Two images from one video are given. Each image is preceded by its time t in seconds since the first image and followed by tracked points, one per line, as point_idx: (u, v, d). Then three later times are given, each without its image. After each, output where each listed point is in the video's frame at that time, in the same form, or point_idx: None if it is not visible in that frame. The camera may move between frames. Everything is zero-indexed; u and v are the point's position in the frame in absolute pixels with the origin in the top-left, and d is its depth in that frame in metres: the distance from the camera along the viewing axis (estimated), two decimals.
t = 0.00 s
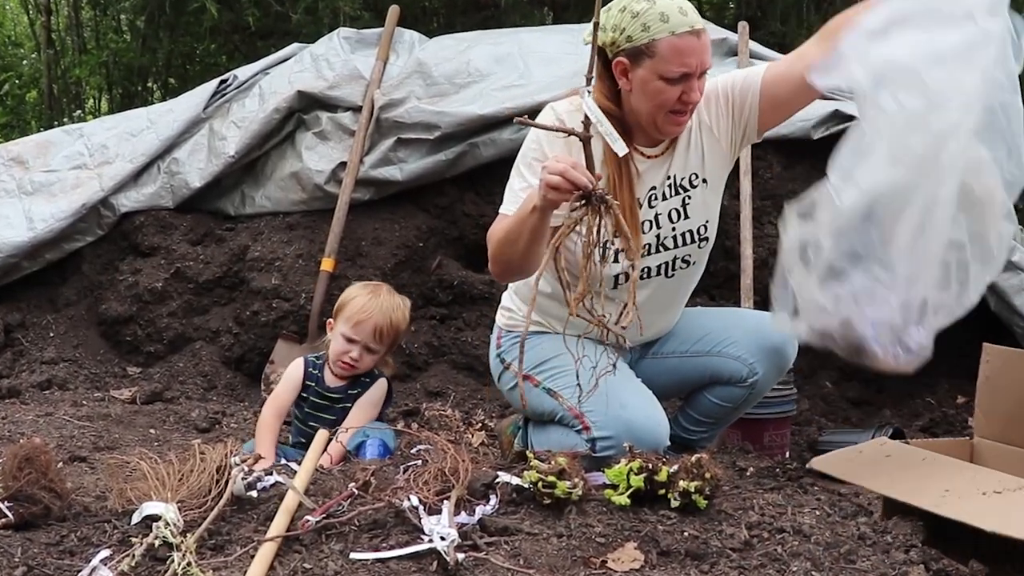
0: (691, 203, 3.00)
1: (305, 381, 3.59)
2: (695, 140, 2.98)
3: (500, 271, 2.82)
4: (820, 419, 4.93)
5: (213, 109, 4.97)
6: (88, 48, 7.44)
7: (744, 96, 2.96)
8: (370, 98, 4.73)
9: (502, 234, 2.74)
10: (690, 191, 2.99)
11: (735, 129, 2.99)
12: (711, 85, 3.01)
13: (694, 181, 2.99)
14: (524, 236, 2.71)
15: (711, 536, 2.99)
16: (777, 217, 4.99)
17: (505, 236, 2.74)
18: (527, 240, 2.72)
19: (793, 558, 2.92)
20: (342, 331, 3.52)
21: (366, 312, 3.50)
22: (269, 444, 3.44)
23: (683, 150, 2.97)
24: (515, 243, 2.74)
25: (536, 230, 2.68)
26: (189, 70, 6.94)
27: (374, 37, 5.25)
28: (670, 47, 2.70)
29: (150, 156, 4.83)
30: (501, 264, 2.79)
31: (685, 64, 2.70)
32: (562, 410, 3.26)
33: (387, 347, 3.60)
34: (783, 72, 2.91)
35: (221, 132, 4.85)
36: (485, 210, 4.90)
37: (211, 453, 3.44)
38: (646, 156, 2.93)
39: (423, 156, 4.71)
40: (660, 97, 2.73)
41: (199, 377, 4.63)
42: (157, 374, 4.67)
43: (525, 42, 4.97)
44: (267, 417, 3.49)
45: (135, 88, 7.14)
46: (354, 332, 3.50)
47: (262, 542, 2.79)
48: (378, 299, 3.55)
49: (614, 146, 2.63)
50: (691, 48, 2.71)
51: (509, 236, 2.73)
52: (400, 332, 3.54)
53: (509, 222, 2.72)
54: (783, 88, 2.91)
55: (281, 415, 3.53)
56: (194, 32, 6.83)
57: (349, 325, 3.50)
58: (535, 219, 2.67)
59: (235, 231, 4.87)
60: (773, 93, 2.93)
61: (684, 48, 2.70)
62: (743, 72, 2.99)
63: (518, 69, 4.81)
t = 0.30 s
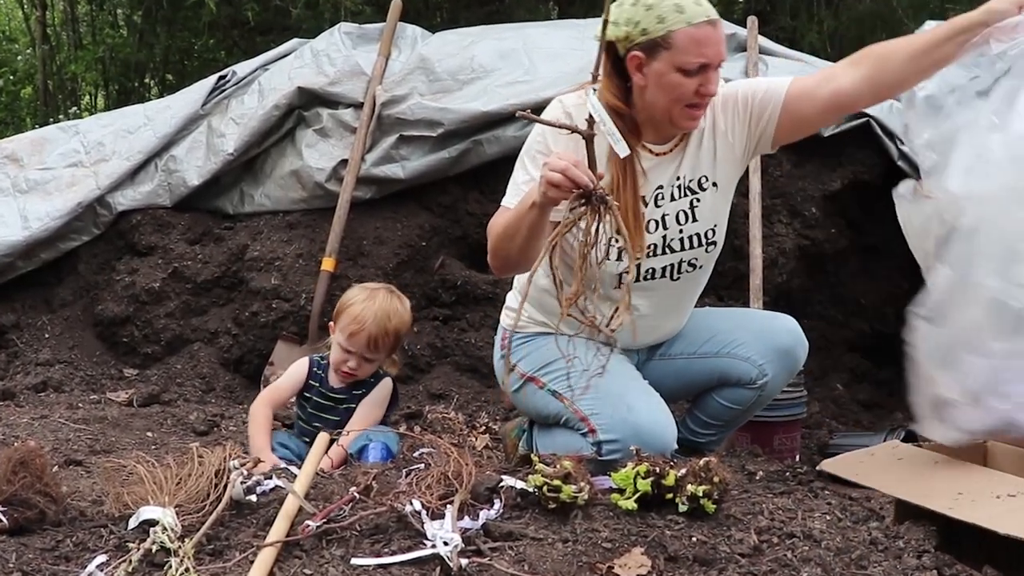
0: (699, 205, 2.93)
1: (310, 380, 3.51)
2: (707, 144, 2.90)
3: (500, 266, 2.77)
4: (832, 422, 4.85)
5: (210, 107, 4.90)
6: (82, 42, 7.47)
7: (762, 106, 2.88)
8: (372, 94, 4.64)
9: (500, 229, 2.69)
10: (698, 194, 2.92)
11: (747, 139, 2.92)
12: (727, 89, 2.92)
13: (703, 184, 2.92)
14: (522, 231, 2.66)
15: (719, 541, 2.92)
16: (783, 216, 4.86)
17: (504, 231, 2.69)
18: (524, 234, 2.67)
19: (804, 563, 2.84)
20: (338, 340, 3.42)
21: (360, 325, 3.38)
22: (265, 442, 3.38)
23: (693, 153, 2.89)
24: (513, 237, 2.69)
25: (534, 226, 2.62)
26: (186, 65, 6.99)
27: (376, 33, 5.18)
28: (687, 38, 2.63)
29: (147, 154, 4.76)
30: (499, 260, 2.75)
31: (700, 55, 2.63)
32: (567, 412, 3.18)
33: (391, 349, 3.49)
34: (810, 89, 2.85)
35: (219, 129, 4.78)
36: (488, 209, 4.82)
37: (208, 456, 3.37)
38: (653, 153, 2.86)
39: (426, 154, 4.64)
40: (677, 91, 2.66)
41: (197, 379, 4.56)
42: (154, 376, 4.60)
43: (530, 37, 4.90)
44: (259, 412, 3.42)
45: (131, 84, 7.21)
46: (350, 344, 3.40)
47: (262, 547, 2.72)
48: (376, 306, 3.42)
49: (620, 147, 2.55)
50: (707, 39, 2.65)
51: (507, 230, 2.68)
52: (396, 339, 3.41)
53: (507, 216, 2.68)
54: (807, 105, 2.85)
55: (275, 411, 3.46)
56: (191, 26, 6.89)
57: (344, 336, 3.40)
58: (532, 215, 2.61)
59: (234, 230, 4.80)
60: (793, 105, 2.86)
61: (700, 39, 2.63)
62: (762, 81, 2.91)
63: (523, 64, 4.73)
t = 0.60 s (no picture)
0: (730, 215, 2.80)
1: (314, 386, 3.45)
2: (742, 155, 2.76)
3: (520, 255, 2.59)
4: (843, 425, 4.77)
5: (209, 103, 4.85)
6: (83, 40, 7.83)
7: (803, 133, 2.76)
8: (375, 90, 4.57)
9: (525, 217, 2.50)
10: (731, 205, 2.79)
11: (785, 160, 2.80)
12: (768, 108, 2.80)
13: (736, 196, 2.78)
14: (549, 223, 2.47)
15: (728, 547, 2.85)
16: (794, 215, 4.76)
17: (528, 221, 2.51)
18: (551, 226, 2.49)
19: (814, 569, 2.77)
20: (338, 346, 3.35)
21: (357, 333, 3.30)
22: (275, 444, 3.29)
23: (732, 163, 2.75)
24: (537, 227, 2.51)
25: (561, 220, 2.45)
26: (185, 61, 7.33)
27: (377, 28, 5.12)
28: (765, 44, 2.47)
29: (144, 152, 4.70)
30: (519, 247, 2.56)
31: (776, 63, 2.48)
32: (573, 415, 3.11)
33: (393, 355, 3.40)
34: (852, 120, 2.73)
35: (218, 126, 4.72)
36: (492, 208, 4.75)
37: (207, 460, 3.30)
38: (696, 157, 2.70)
39: (428, 152, 4.57)
40: (746, 99, 2.50)
41: (196, 381, 4.49)
42: (151, 378, 4.53)
43: (534, 31, 4.82)
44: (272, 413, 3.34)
45: (129, 80, 7.65)
46: (348, 352, 3.33)
47: (261, 553, 2.66)
48: (376, 312, 3.33)
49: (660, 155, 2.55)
50: (782, 46, 2.50)
51: (532, 219, 2.50)
52: (395, 349, 3.32)
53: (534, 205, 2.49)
54: (847, 139, 2.74)
55: (286, 415, 3.39)
56: (189, 22, 7.27)
57: (343, 343, 3.33)
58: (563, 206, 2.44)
59: (233, 229, 4.74)
60: (835, 134, 2.75)
61: (777, 46, 2.48)
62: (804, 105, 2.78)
63: (527, 60, 4.66)
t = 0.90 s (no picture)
0: (771, 226, 2.79)
1: (317, 393, 3.37)
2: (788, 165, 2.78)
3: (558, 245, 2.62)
4: (853, 428, 4.70)
5: (208, 99, 4.79)
6: (80, 35, 7.77)
7: (846, 153, 2.80)
8: (376, 87, 4.52)
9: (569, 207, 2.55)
10: (772, 216, 2.79)
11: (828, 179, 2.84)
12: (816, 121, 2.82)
13: (777, 206, 2.79)
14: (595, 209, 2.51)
15: (736, 552, 2.78)
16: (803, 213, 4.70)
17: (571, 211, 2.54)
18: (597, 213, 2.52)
19: None
20: (342, 351, 3.28)
21: (361, 338, 3.22)
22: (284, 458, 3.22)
23: (779, 173, 2.77)
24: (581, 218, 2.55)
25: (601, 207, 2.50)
26: (183, 57, 7.29)
27: (379, 23, 5.04)
28: (802, 42, 2.53)
29: (141, 149, 4.64)
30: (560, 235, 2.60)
31: (811, 61, 2.53)
32: (585, 410, 3.03)
33: (398, 363, 3.33)
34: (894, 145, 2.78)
35: (217, 122, 4.65)
36: (496, 206, 4.68)
37: (206, 463, 3.24)
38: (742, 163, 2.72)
39: (431, 149, 4.50)
40: (779, 96, 2.54)
41: (194, 383, 4.43)
42: (149, 380, 4.46)
43: (539, 27, 4.76)
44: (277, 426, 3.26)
45: (126, 76, 7.55)
46: (351, 357, 3.25)
47: (260, 558, 2.61)
48: (382, 317, 3.25)
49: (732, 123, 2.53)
50: (823, 50, 2.56)
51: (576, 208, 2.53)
52: (401, 355, 3.25)
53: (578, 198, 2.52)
54: (886, 163, 2.80)
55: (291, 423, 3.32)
56: (188, 17, 7.27)
57: (346, 347, 3.25)
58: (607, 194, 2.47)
59: (232, 228, 4.68)
60: (877, 157, 2.80)
61: (815, 47, 2.54)
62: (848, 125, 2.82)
63: (532, 56, 4.60)
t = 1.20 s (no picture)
0: (790, 239, 2.78)
1: (321, 385, 3.31)
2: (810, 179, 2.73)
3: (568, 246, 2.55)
4: (863, 430, 4.63)
5: (206, 96, 4.73)
6: (75, 31, 7.70)
7: (869, 175, 2.70)
8: (377, 83, 4.45)
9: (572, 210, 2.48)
10: (792, 228, 2.77)
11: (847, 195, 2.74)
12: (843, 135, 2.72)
13: (797, 219, 2.77)
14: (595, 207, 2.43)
15: (745, 558, 2.71)
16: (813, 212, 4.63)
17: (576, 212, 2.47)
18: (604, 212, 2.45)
19: None
20: (348, 344, 3.22)
21: (370, 330, 3.16)
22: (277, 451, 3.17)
23: (799, 186, 2.72)
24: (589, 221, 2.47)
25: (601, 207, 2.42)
26: (180, 53, 7.24)
27: (381, 19, 5.00)
28: (790, 50, 2.41)
29: (139, 146, 4.59)
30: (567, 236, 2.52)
31: (797, 72, 2.42)
32: (595, 410, 2.96)
33: (405, 359, 3.27)
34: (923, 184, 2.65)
35: (216, 119, 4.60)
36: (500, 204, 4.61)
37: (204, 467, 3.17)
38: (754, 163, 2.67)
39: (434, 147, 4.43)
40: (763, 103, 2.47)
41: (192, 385, 4.37)
42: (146, 382, 4.40)
43: (543, 22, 4.69)
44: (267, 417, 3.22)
45: (122, 72, 7.51)
46: (358, 349, 3.19)
47: (260, 563, 2.54)
48: (388, 311, 3.20)
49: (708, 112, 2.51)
50: (820, 59, 2.43)
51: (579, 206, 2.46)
52: (408, 349, 3.18)
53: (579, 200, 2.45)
54: (910, 202, 2.67)
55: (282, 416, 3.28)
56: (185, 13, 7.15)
57: (354, 340, 3.19)
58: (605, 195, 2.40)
59: (231, 227, 4.61)
60: (900, 189, 2.68)
61: (806, 57, 2.41)
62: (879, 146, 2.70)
63: (537, 52, 4.53)
